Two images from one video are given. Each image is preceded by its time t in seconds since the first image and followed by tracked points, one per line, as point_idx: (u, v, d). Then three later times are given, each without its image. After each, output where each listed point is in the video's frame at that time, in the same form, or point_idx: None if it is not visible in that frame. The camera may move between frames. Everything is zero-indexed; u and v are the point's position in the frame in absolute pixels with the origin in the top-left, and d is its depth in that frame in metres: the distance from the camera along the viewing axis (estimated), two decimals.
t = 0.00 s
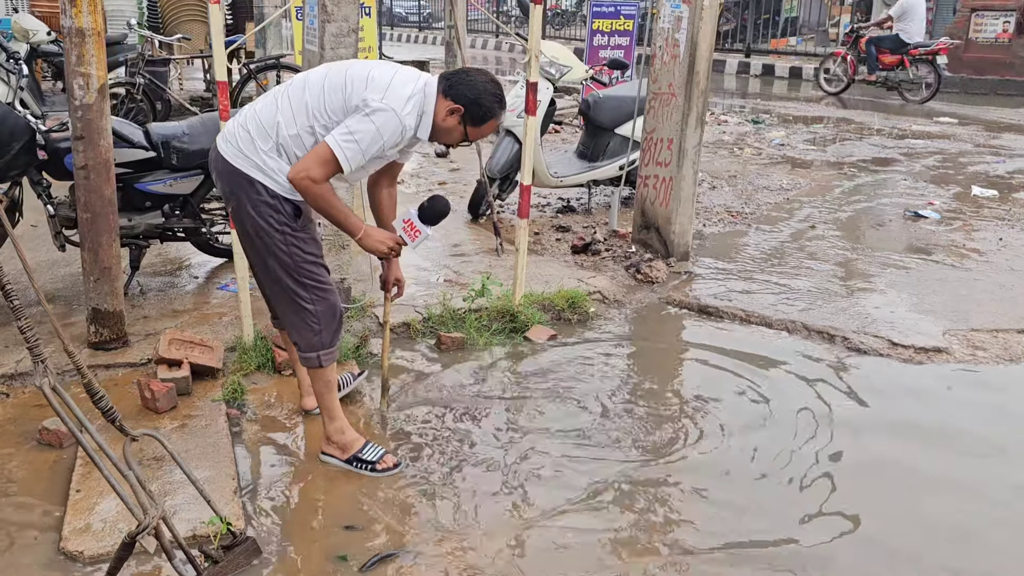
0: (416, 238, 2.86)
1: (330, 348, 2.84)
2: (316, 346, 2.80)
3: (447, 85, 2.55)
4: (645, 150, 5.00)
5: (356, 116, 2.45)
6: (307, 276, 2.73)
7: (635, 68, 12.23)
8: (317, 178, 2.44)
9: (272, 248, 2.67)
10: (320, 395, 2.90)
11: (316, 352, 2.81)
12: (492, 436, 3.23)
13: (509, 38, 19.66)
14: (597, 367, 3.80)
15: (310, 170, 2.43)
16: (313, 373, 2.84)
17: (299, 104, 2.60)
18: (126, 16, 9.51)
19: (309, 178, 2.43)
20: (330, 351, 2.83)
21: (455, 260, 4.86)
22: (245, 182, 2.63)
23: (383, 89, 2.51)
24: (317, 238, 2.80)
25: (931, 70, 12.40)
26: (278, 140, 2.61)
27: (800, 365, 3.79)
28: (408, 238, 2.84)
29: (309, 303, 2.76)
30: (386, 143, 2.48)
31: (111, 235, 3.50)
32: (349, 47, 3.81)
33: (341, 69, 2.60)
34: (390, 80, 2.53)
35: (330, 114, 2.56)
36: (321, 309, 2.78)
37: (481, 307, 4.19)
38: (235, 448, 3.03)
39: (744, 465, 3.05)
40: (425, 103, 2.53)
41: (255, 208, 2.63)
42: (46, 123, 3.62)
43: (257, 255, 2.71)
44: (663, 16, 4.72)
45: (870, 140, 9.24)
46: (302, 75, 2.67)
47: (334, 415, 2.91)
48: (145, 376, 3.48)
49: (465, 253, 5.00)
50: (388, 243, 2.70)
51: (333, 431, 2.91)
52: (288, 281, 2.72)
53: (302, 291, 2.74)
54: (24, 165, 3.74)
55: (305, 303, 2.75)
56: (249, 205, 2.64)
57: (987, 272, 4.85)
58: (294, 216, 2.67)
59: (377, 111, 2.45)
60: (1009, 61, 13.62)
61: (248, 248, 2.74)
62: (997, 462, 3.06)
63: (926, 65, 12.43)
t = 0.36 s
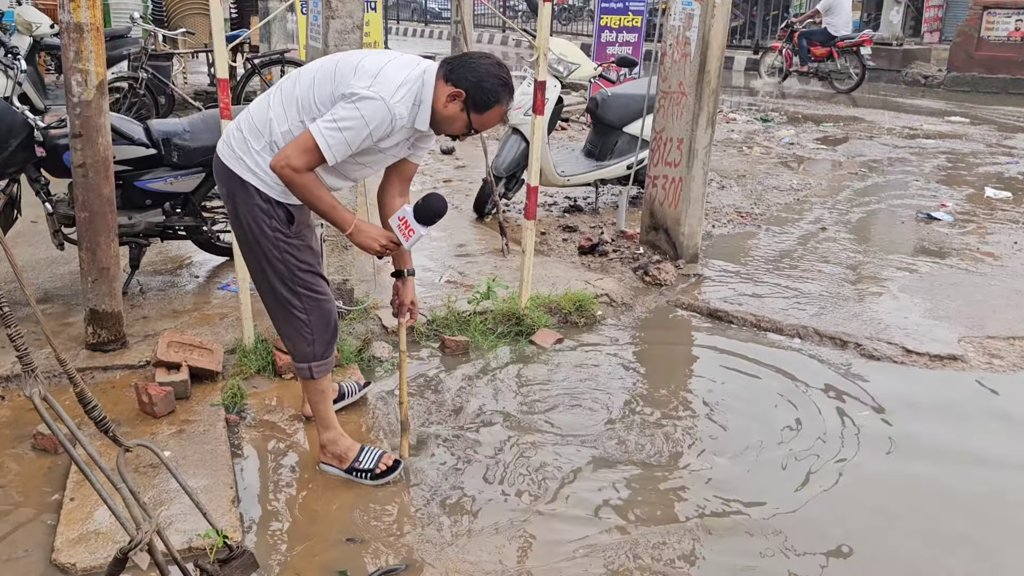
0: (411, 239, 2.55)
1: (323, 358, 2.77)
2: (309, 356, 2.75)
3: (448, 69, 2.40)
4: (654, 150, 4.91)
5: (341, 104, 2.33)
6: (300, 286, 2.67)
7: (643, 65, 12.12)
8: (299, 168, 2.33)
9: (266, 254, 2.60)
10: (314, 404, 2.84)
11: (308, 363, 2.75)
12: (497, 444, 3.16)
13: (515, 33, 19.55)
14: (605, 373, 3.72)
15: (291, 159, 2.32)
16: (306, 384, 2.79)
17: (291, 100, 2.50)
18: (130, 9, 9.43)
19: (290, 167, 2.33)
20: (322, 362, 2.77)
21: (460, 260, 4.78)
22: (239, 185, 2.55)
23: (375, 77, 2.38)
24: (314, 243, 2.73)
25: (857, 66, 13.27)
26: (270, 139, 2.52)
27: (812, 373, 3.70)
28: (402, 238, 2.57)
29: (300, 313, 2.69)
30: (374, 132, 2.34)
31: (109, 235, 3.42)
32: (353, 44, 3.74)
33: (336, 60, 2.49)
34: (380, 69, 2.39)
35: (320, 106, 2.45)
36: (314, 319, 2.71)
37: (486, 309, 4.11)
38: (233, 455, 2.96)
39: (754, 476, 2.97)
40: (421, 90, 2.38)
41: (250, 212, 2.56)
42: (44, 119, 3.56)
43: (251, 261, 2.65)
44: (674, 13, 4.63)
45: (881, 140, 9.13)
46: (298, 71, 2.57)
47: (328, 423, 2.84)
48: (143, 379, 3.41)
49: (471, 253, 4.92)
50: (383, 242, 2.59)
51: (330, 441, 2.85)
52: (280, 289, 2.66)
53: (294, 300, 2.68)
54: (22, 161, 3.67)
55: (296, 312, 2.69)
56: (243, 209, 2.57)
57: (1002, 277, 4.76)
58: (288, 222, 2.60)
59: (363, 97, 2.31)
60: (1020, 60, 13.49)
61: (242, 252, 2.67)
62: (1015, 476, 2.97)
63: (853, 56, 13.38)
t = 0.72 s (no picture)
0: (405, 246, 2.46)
1: (328, 361, 2.73)
2: (312, 358, 2.71)
3: (453, 77, 2.32)
4: (660, 149, 4.86)
5: (334, 108, 2.28)
6: (303, 287, 2.62)
7: (649, 61, 12.05)
8: (287, 169, 2.30)
9: (267, 254, 2.57)
10: (318, 407, 2.80)
11: (313, 366, 2.71)
12: (498, 446, 3.11)
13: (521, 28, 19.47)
14: (608, 374, 3.68)
15: (280, 160, 2.30)
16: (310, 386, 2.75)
17: (292, 100, 2.46)
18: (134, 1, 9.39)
19: (278, 168, 2.30)
20: (326, 365, 2.72)
21: (462, 258, 4.73)
22: (241, 185, 2.53)
23: (373, 82, 2.32)
24: (320, 244, 2.68)
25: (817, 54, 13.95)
26: (270, 139, 2.49)
27: (820, 376, 3.65)
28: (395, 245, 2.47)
29: (302, 314, 2.65)
30: (365, 138, 2.29)
31: (107, 231, 3.38)
32: (356, 38, 3.78)
33: (339, 61, 2.44)
34: (380, 74, 2.33)
35: (318, 108, 2.40)
36: (317, 321, 2.67)
37: (489, 309, 4.07)
38: (231, 457, 2.92)
39: (759, 480, 2.92)
40: (422, 99, 2.31)
41: (250, 213, 2.53)
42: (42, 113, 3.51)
43: (255, 260, 2.62)
44: (682, 10, 4.58)
45: (888, 139, 9.06)
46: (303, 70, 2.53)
47: (332, 426, 2.79)
48: (141, 377, 3.37)
49: (474, 251, 4.88)
50: (378, 249, 2.51)
51: (332, 444, 2.80)
52: (283, 290, 2.62)
53: (297, 302, 2.64)
54: (20, 156, 3.63)
55: (300, 314, 2.65)
56: (244, 209, 2.54)
57: (1011, 280, 4.70)
58: (290, 223, 2.55)
59: (356, 102, 2.26)
60: None
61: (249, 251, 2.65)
62: None
63: (791, 49, 14.61)
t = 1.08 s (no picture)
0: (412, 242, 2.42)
1: (339, 355, 2.72)
2: (324, 352, 2.70)
3: (453, 68, 2.29)
4: (667, 144, 4.84)
5: (337, 102, 2.27)
6: (314, 280, 2.62)
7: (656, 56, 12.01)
8: (293, 165, 2.30)
9: (278, 246, 2.57)
10: (326, 399, 2.80)
11: (323, 359, 2.70)
12: (502, 441, 3.10)
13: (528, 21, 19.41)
14: (613, 370, 3.66)
15: (286, 156, 2.30)
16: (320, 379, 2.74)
17: (301, 94, 2.45)
18: None
19: (284, 163, 2.31)
20: (337, 358, 2.72)
21: (468, 252, 4.72)
22: (252, 177, 2.53)
23: (377, 75, 2.31)
24: (333, 236, 2.67)
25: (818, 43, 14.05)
26: (280, 133, 2.48)
27: (827, 374, 3.63)
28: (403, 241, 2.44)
29: (313, 307, 2.65)
30: (368, 132, 2.28)
31: (113, 222, 3.37)
32: (363, 31, 3.78)
33: (348, 55, 2.43)
34: (383, 67, 2.32)
35: (325, 103, 2.39)
36: (328, 313, 2.66)
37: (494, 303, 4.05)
38: (234, 450, 2.91)
39: (765, 478, 2.91)
40: (424, 92, 2.29)
41: (262, 205, 2.53)
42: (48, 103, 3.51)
43: (267, 252, 2.62)
44: (691, 5, 4.55)
45: (896, 135, 9.01)
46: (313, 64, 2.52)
47: (339, 420, 2.79)
48: (145, 369, 3.36)
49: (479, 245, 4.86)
50: (386, 245, 2.46)
51: (338, 438, 2.80)
52: (295, 283, 2.62)
53: (308, 294, 2.63)
54: (26, 146, 3.63)
55: (310, 306, 2.64)
56: (256, 201, 2.54)
57: (1019, 280, 4.67)
58: (301, 217, 2.54)
59: (358, 95, 2.25)
60: None
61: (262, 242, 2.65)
62: None
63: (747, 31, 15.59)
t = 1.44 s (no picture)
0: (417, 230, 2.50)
1: (346, 344, 2.71)
2: (331, 340, 2.69)
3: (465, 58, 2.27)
4: (674, 137, 4.82)
5: (350, 92, 2.26)
6: (323, 268, 2.61)
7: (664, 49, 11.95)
8: (304, 152, 2.29)
9: (288, 233, 2.56)
10: (333, 390, 2.79)
11: (330, 348, 2.69)
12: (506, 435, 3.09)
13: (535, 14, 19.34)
14: (618, 365, 3.65)
15: (297, 143, 2.28)
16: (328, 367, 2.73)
17: (313, 83, 2.44)
18: None
19: (294, 150, 2.29)
20: (344, 347, 2.71)
21: (473, 246, 4.71)
22: (262, 163, 2.52)
23: (390, 66, 2.30)
24: (342, 224, 2.65)
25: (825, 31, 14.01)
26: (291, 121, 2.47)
27: (833, 370, 3.61)
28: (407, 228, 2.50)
29: (322, 293, 2.64)
30: (380, 122, 2.27)
31: (118, 213, 3.37)
32: (369, 24, 3.86)
33: (360, 46, 2.42)
34: (397, 58, 2.31)
35: (337, 93, 2.38)
36: (337, 300, 2.65)
37: (499, 297, 4.04)
38: (239, 442, 2.91)
39: (773, 474, 2.90)
40: (436, 81, 2.27)
41: (272, 191, 2.52)
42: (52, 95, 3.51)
43: (277, 238, 2.62)
44: None
45: (905, 130, 8.96)
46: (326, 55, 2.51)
47: (345, 411, 2.79)
48: (150, 360, 3.36)
49: (485, 238, 4.85)
50: (392, 231, 2.42)
51: (344, 429, 2.79)
52: (305, 269, 2.61)
53: (318, 282, 2.62)
54: (32, 137, 3.63)
55: (319, 293, 2.64)
56: (267, 187, 2.53)
57: None
58: (311, 204, 2.53)
59: (371, 85, 2.24)
60: None
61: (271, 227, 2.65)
62: None
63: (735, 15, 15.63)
